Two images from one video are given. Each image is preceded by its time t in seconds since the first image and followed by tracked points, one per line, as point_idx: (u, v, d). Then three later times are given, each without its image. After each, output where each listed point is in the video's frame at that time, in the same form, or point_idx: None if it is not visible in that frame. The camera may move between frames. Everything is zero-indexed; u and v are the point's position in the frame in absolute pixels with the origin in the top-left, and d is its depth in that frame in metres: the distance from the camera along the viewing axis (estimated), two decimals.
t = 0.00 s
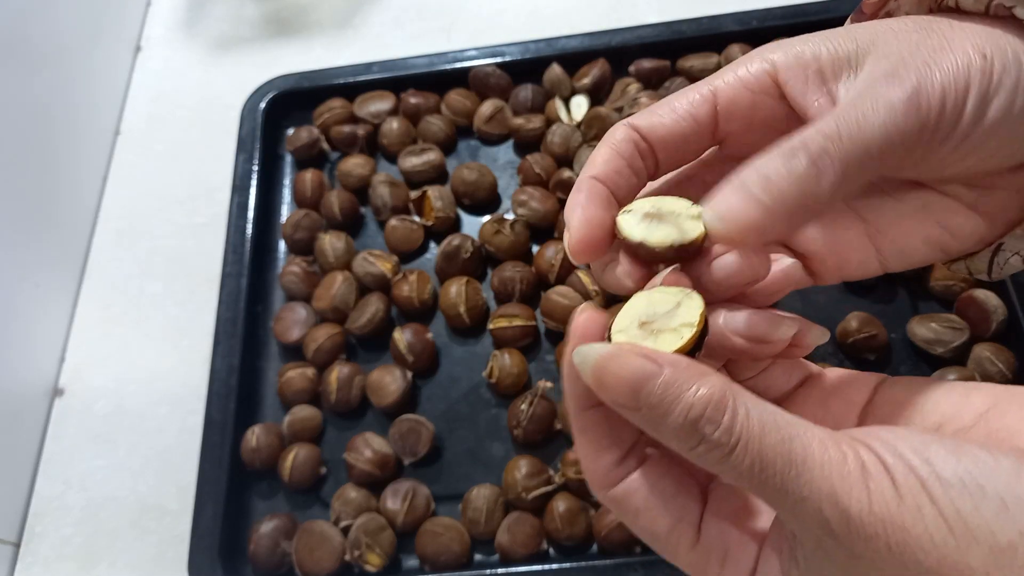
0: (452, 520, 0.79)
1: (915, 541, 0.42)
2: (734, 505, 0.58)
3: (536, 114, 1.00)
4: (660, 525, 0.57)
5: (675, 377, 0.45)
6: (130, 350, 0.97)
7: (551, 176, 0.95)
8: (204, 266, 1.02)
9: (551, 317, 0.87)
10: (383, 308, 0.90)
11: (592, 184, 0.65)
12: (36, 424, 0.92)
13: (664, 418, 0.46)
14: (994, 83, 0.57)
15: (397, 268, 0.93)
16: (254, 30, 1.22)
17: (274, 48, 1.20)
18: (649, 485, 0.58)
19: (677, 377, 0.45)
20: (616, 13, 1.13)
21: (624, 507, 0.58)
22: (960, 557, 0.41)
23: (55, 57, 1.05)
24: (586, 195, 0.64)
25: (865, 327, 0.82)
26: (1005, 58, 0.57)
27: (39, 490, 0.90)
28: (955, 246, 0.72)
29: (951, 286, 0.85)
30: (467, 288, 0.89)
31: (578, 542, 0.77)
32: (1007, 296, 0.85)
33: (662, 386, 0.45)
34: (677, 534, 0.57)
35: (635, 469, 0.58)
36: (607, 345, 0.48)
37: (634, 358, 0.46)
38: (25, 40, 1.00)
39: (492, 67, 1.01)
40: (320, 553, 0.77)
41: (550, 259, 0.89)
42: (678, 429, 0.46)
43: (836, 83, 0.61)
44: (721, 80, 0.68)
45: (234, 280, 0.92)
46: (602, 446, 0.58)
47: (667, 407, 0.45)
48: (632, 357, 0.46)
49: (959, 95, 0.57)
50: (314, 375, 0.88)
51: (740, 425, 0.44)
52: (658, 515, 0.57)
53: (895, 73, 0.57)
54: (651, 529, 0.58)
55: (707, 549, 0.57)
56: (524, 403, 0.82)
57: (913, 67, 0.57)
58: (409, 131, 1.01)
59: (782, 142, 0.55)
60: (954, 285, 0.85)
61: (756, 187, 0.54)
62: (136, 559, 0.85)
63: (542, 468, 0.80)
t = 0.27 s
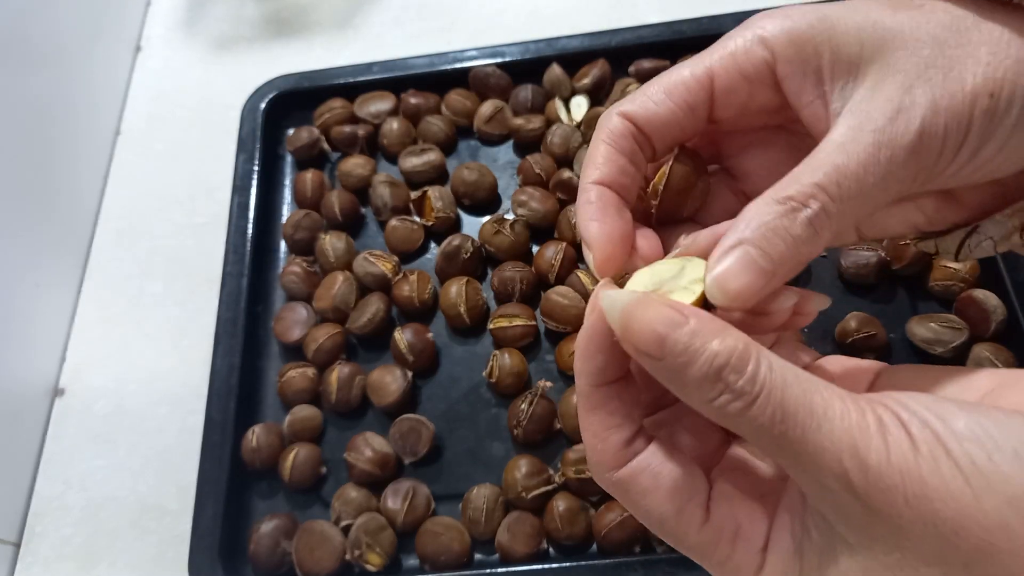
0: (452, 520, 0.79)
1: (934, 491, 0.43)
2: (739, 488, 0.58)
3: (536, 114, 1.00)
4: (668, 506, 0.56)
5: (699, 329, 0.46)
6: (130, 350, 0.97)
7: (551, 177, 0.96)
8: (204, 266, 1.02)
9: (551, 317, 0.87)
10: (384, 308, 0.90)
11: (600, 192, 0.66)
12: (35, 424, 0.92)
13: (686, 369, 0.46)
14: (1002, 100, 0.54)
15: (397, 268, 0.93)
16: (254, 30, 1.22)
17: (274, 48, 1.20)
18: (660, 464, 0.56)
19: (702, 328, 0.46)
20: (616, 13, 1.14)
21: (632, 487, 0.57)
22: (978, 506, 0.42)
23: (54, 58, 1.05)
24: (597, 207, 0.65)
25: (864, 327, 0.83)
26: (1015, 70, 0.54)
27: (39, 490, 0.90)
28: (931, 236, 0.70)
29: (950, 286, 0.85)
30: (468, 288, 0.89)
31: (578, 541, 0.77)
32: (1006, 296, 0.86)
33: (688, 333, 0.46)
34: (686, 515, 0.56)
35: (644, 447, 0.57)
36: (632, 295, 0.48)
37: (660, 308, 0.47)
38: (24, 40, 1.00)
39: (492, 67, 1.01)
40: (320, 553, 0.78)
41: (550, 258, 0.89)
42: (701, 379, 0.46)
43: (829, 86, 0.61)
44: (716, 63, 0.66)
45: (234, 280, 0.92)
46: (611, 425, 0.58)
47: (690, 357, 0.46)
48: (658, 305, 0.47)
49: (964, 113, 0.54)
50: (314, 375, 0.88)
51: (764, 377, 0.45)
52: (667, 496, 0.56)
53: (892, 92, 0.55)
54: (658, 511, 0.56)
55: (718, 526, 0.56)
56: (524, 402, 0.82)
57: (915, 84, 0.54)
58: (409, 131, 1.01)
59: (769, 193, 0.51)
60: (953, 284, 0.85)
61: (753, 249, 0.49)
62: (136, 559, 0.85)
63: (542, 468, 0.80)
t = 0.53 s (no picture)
0: (452, 519, 0.80)
1: (950, 483, 0.43)
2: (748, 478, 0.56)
3: (536, 115, 1.01)
4: (678, 497, 0.54)
5: (721, 315, 0.44)
6: (131, 350, 0.98)
7: (551, 177, 0.96)
8: (206, 266, 1.03)
9: (551, 317, 0.87)
10: (384, 308, 0.91)
11: (621, 177, 0.60)
12: (36, 424, 0.93)
13: (706, 354, 0.45)
14: (1011, 77, 0.54)
15: (398, 268, 0.94)
16: (255, 31, 1.23)
17: (275, 49, 1.21)
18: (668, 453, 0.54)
19: (726, 313, 0.44)
20: (616, 15, 1.14)
21: (640, 477, 0.55)
22: (987, 499, 0.42)
23: (55, 59, 1.06)
24: (618, 195, 0.58)
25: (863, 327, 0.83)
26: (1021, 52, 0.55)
27: (40, 491, 0.91)
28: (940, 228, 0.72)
29: (948, 287, 0.86)
30: (468, 288, 0.89)
31: (578, 540, 0.78)
32: (1005, 297, 0.86)
33: (709, 320, 0.44)
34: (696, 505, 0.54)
35: (655, 435, 0.55)
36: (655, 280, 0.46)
37: (682, 292, 0.45)
38: (25, 43, 1.01)
39: (492, 68, 1.02)
40: (321, 552, 0.78)
41: (550, 258, 0.90)
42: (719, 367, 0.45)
43: (842, 67, 0.59)
44: (729, 46, 0.63)
45: (235, 280, 0.92)
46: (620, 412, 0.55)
47: (710, 342, 0.44)
48: (681, 290, 0.45)
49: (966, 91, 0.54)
50: (315, 375, 0.89)
51: (782, 364, 0.44)
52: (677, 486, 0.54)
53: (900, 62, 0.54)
54: (668, 500, 0.54)
55: (729, 516, 0.54)
56: (524, 401, 0.83)
57: (924, 58, 0.54)
58: (410, 132, 1.01)
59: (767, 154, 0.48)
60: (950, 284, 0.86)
61: (745, 206, 0.46)
62: (136, 559, 0.86)
63: (542, 467, 0.80)
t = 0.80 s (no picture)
0: (452, 519, 0.80)
1: (1001, 467, 0.42)
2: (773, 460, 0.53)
3: (536, 115, 1.01)
4: (698, 472, 0.50)
5: (772, 277, 0.42)
6: (132, 350, 0.98)
7: (551, 177, 0.96)
8: (206, 266, 1.03)
9: (551, 317, 0.87)
10: (384, 307, 0.91)
11: (639, 154, 0.56)
12: (36, 425, 0.93)
13: (752, 315, 0.43)
14: None
15: (398, 268, 0.94)
16: (255, 32, 1.23)
17: (275, 49, 1.21)
18: (691, 427, 0.51)
19: (774, 277, 0.42)
20: (616, 15, 1.14)
21: (658, 454, 0.51)
22: None
23: (55, 60, 1.06)
24: (636, 166, 0.55)
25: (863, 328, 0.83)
26: None
27: (40, 491, 0.91)
28: (955, 211, 0.69)
29: (948, 287, 0.86)
30: (468, 288, 0.89)
31: (578, 540, 0.78)
32: (1005, 297, 0.86)
33: (757, 281, 0.42)
34: (718, 483, 0.50)
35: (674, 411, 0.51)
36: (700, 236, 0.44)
37: (731, 251, 0.43)
38: (25, 43, 1.01)
39: (492, 68, 1.02)
40: (321, 552, 0.78)
41: (550, 258, 0.90)
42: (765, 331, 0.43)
43: (861, 27, 0.59)
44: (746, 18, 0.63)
45: (235, 280, 0.92)
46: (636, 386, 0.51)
47: (758, 304, 0.42)
48: (731, 248, 0.43)
49: (985, 52, 0.53)
50: (315, 375, 0.89)
51: (834, 335, 0.42)
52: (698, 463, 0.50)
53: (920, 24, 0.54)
54: (689, 477, 0.51)
55: (753, 495, 0.51)
56: (523, 401, 0.83)
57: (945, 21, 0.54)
58: (410, 132, 1.01)
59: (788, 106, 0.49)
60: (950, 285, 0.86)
61: (766, 153, 0.47)
62: (136, 559, 0.86)
63: (542, 467, 0.80)
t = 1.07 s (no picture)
0: (452, 519, 0.80)
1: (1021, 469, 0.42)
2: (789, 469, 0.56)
3: (536, 115, 1.01)
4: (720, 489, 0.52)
5: (788, 301, 0.41)
6: (132, 350, 0.98)
7: (551, 177, 0.96)
8: (206, 266, 1.03)
9: (551, 317, 0.87)
10: (384, 308, 0.91)
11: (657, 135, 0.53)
12: (36, 424, 0.93)
13: (769, 341, 0.42)
14: None
15: (398, 268, 0.94)
16: (255, 31, 1.23)
17: (275, 49, 1.21)
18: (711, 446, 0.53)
19: (790, 300, 0.41)
20: (616, 15, 1.14)
21: (677, 471, 0.52)
22: None
23: (55, 59, 1.06)
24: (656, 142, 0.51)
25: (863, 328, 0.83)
26: None
27: (40, 491, 0.91)
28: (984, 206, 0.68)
29: (948, 287, 0.86)
30: (468, 289, 0.89)
31: (578, 539, 0.78)
32: (1006, 297, 0.85)
33: (775, 305, 0.41)
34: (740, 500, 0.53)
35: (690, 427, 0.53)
36: (714, 259, 0.42)
37: (748, 275, 0.41)
38: (25, 43, 1.01)
39: (492, 68, 1.02)
40: (321, 552, 0.78)
41: (550, 258, 0.90)
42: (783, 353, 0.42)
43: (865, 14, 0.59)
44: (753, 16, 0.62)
45: (235, 280, 0.92)
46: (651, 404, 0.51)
47: (774, 331, 0.41)
48: (747, 272, 0.41)
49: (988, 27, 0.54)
50: (315, 375, 0.89)
51: (853, 353, 0.42)
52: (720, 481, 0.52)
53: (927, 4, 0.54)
54: (710, 494, 0.53)
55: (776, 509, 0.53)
56: (523, 400, 0.83)
57: None
58: (410, 132, 1.01)
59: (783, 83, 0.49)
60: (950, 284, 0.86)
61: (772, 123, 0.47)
62: (136, 559, 0.86)
63: (542, 467, 0.80)
